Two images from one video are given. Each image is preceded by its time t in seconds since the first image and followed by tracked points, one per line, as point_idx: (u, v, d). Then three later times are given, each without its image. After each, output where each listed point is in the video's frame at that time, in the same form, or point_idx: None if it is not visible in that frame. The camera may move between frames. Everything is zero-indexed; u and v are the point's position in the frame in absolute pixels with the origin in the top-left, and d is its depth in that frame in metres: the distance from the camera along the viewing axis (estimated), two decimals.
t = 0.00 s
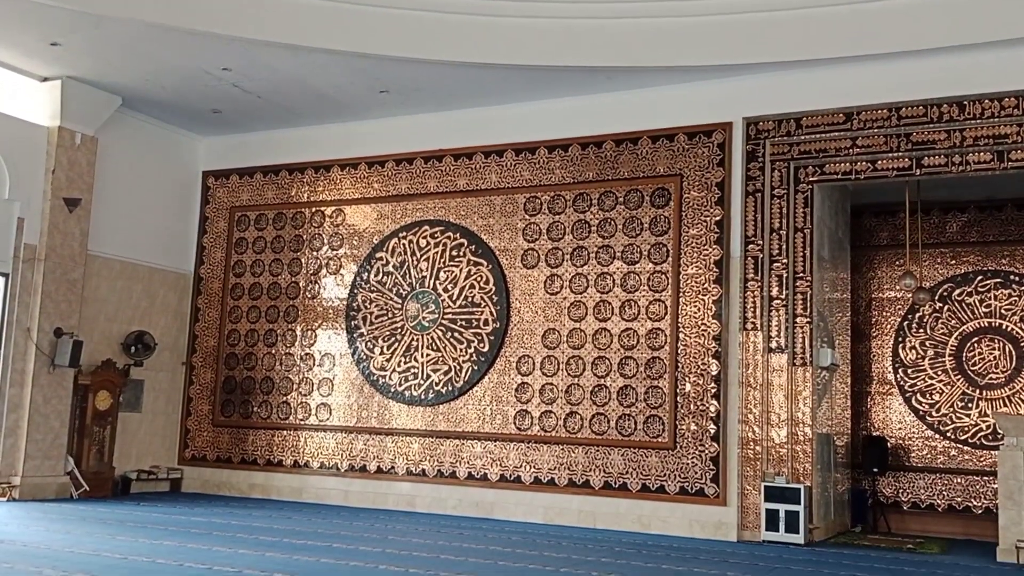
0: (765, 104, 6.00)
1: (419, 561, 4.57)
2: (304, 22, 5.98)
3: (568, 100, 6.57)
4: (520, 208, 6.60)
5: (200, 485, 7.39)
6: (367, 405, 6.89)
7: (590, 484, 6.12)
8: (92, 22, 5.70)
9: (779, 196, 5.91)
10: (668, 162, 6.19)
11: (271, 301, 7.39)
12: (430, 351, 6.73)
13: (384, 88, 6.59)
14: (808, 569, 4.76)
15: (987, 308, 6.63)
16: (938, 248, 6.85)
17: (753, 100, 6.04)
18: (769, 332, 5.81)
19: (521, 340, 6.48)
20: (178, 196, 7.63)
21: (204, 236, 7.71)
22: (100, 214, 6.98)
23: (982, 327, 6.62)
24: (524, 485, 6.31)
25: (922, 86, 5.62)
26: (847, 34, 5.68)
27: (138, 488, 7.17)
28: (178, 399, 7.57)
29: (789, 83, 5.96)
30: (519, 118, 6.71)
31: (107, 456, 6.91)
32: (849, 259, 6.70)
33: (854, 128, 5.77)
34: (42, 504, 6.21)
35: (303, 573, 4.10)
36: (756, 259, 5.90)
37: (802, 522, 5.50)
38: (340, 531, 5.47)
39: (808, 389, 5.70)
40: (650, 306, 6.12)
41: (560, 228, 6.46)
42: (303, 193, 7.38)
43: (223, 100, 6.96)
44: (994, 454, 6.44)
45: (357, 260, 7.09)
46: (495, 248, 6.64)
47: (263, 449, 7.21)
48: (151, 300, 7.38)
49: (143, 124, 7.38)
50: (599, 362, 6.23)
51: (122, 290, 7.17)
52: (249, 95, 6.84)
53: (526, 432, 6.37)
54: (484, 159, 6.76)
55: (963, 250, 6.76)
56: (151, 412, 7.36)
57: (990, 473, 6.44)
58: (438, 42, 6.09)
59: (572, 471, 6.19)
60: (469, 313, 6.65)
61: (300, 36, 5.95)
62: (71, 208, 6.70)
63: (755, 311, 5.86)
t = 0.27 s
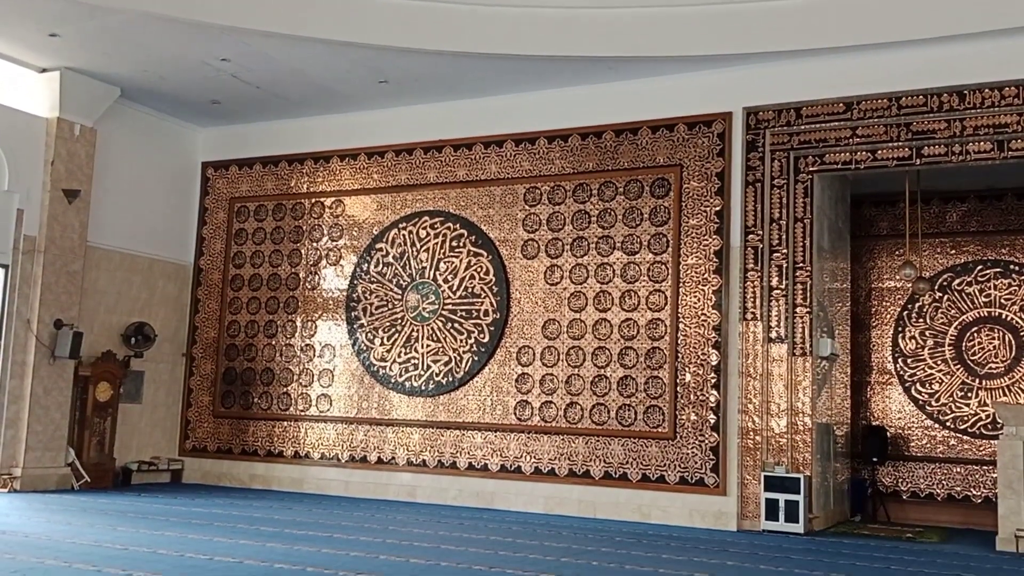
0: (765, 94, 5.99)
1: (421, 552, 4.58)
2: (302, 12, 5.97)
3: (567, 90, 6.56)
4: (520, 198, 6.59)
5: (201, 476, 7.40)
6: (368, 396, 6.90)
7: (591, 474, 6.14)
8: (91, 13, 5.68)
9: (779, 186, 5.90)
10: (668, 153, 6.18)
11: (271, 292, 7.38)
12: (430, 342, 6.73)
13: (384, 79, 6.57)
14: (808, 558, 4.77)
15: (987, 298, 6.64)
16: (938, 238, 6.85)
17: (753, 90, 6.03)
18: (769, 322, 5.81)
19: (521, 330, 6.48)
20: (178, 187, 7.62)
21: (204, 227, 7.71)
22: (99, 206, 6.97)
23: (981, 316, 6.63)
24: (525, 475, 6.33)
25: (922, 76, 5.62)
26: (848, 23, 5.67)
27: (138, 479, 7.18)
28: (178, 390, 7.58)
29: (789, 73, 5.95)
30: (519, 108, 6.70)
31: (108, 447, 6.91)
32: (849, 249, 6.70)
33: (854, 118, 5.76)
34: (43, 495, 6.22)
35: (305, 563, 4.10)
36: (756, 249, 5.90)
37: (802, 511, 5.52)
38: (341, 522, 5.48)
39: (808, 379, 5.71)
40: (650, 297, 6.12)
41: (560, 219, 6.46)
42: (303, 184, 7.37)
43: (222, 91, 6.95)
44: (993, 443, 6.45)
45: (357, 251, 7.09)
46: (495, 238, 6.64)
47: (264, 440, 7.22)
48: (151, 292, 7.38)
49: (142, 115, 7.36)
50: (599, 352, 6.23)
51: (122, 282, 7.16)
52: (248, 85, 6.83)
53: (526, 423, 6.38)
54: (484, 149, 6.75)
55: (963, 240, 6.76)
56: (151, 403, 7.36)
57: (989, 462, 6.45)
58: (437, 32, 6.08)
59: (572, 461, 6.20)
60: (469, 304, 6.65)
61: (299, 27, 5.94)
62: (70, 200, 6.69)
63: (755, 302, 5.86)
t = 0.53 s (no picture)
0: (763, 87, 5.99)
1: (418, 546, 4.58)
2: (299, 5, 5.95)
3: (564, 84, 6.55)
4: (517, 192, 6.58)
5: (198, 470, 7.40)
6: (365, 390, 6.89)
7: (588, 468, 6.14)
8: (86, 7, 5.66)
9: (776, 179, 5.90)
10: (665, 146, 6.18)
11: (268, 286, 7.37)
12: (428, 336, 6.73)
13: (380, 72, 6.56)
14: (805, 551, 4.78)
15: (983, 291, 6.65)
16: (935, 231, 6.85)
17: (750, 83, 6.03)
18: (766, 315, 5.82)
19: (519, 324, 6.48)
20: (174, 181, 7.60)
21: (200, 221, 7.69)
22: (95, 200, 6.95)
23: (978, 310, 6.64)
24: (522, 469, 6.33)
25: (919, 69, 5.61)
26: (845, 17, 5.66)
27: (135, 473, 7.17)
28: (175, 385, 7.57)
29: (787, 66, 5.95)
30: (516, 101, 6.69)
31: (105, 441, 6.90)
32: (845, 242, 6.71)
33: (851, 111, 5.76)
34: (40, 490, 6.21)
35: (302, 558, 4.10)
36: (753, 242, 5.89)
37: (799, 505, 5.53)
38: (338, 516, 5.48)
39: (805, 372, 5.72)
40: (647, 290, 6.12)
41: (558, 213, 6.45)
42: (299, 178, 7.36)
43: (218, 84, 6.93)
44: (989, 436, 6.47)
45: (354, 245, 7.08)
46: (492, 232, 6.63)
47: (261, 434, 7.21)
48: (147, 286, 7.36)
49: (137, 109, 7.34)
50: (596, 346, 6.23)
51: (118, 276, 7.15)
52: (244, 79, 6.80)
53: (523, 417, 6.38)
54: (481, 143, 6.74)
55: (959, 233, 6.76)
56: (148, 398, 7.35)
57: (985, 455, 6.47)
58: (433, 25, 6.06)
59: (570, 455, 6.21)
60: (466, 298, 6.64)
61: (295, 20, 5.92)
62: (66, 194, 6.67)
63: (752, 295, 5.86)
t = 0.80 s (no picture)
0: (751, 84, 6.02)
1: (409, 542, 4.59)
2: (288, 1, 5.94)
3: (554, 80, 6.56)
4: (507, 188, 6.59)
5: (188, 467, 7.39)
6: (355, 386, 6.89)
7: (578, 463, 6.16)
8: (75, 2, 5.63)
9: (765, 176, 5.93)
10: (654, 143, 6.20)
11: (257, 282, 7.36)
12: (418, 332, 6.73)
13: (370, 68, 6.55)
14: (794, 545, 4.81)
15: (970, 287, 6.69)
16: (922, 228, 6.89)
17: (739, 80, 6.05)
18: (754, 311, 5.84)
19: (509, 320, 6.49)
20: (163, 177, 7.58)
21: (189, 217, 7.67)
22: (84, 197, 6.93)
23: (965, 305, 6.68)
24: (512, 465, 6.35)
25: (907, 66, 5.65)
26: (833, 14, 5.69)
27: (124, 470, 7.16)
28: (164, 382, 7.56)
29: (776, 63, 5.97)
30: (506, 98, 6.70)
31: (94, 439, 6.89)
32: (834, 239, 6.74)
33: (839, 108, 5.78)
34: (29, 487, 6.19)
35: (292, 554, 4.11)
36: (742, 238, 5.92)
37: (787, 499, 5.56)
38: (328, 512, 5.49)
39: (793, 368, 5.76)
40: (637, 287, 6.14)
41: (548, 209, 6.46)
42: (289, 174, 7.35)
43: (207, 80, 6.91)
44: (976, 431, 6.52)
45: (344, 241, 7.07)
46: (482, 228, 6.64)
47: (250, 431, 7.21)
48: (136, 283, 7.34)
49: (126, 105, 7.32)
50: (586, 342, 6.25)
51: (107, 272, 7.13)
52: (233, 75, 6.79)
53: (513, 413, 6.40)
54: (470, 139, 6.74)
55: (947, 229, 6.80)
56: (137, 395, 7.34)
57: (972, 450, 6.52)
58: (423, 21, 6.06)
59: (560, 450, 6.23)
60: (456, 295, 6.65)
61: (284, 17, 5.91)
62: (54, 190, 6.65)
63: (741, 291, 5.89)
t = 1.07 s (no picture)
0: (735, 82, 6.04)
1: (394, 539, 4.59)
2: None
3: (538, 78, 6.56)
4: (491, 186, 6.59)
5: (171, 465, 7.36)
6: (339, 384, 6.88)
7: (563, 460, 6.17)
8: None
9: (749, 174, 5.95)
10: (639, 140, 6.21)
11: (241, 280, 7.33)
12: (402, 329, 6.73)
13: (354, 65, 6.54)
14: (777, 541, 4.84)
15: (951, 284, 6.74)
16: (904, 225, 6.94)
17: (723, 78, 6.07)
18: (738, 309, 5.87)
19: (493, 318, 6.49)
20: (145, 174, 7.54)
21: (172, 214, 7.63)
22: (65, 193, 6.88)
23: (946, 302, 6.74)
24: (497, 462, 6.35)
25: (889, 64, 5.68)
26: (816, 13, 5.72)
27: (107, 469, 7.12)
28: (147, 380, 7.52)
29: (760, 62, 6.00)
30: (490, 95, 6.70)
31: (76, 437, 6.85)
32: (817, 236, 6.78)
33: (822, 106, 5.81)
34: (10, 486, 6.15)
35: (276, 552, 4.10)
36: (726, 236, 5.94)
37: (771, 495, 5.59)
38: (313, 510, 5.48)
39: (776, 364, 5.79)
40: (621, 284, 6.15)
41: (532, 206, 6.47)
42: (272, 171, 7.32)
43: (190, 77, 6.88)
44: (957, 427, 6.57)
45: (328, 239, 7.06)
46: (466, 226, 6.64)
47: (234, 429, 7.18)
48: (119, 280, 7.30)
49: (107, 102, 7.27)
50: (571, 339, 6.26)
51: (89, 270, 7.08)
52: (216, 71, 6.75)
53: (498, 410, 6.40)
54: (455, 137, 6.74)
55: (928, 227, 6.85)
56: (120, 393, 7.30)
57: (953, 445, 6.57)
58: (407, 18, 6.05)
59: (544, 447, 6.24)
60: (441, 292, 6.64)
61: (268, 13, 5.89)
62: (35, 187, 6.60)
63: (724, 288, 5.91)
